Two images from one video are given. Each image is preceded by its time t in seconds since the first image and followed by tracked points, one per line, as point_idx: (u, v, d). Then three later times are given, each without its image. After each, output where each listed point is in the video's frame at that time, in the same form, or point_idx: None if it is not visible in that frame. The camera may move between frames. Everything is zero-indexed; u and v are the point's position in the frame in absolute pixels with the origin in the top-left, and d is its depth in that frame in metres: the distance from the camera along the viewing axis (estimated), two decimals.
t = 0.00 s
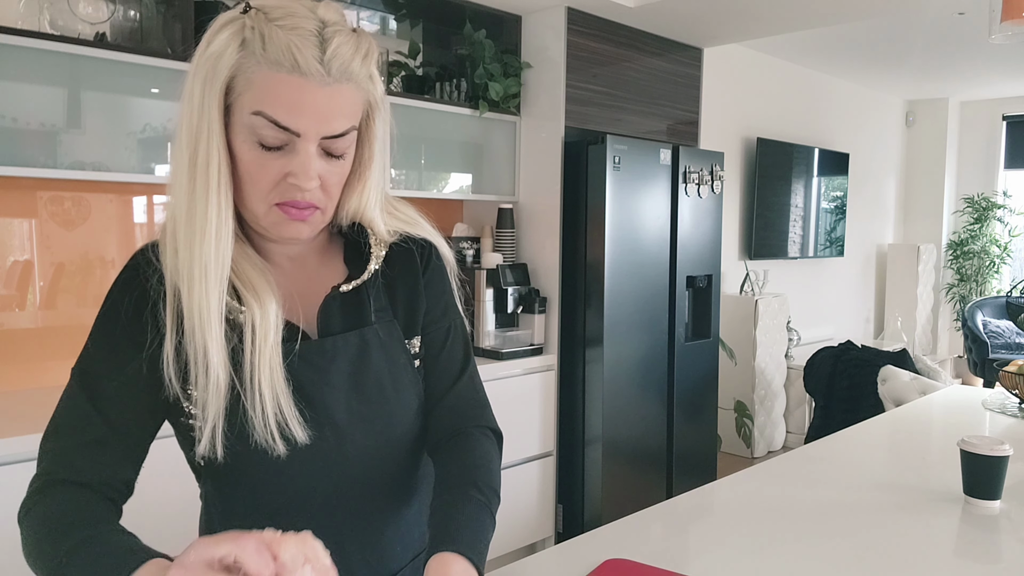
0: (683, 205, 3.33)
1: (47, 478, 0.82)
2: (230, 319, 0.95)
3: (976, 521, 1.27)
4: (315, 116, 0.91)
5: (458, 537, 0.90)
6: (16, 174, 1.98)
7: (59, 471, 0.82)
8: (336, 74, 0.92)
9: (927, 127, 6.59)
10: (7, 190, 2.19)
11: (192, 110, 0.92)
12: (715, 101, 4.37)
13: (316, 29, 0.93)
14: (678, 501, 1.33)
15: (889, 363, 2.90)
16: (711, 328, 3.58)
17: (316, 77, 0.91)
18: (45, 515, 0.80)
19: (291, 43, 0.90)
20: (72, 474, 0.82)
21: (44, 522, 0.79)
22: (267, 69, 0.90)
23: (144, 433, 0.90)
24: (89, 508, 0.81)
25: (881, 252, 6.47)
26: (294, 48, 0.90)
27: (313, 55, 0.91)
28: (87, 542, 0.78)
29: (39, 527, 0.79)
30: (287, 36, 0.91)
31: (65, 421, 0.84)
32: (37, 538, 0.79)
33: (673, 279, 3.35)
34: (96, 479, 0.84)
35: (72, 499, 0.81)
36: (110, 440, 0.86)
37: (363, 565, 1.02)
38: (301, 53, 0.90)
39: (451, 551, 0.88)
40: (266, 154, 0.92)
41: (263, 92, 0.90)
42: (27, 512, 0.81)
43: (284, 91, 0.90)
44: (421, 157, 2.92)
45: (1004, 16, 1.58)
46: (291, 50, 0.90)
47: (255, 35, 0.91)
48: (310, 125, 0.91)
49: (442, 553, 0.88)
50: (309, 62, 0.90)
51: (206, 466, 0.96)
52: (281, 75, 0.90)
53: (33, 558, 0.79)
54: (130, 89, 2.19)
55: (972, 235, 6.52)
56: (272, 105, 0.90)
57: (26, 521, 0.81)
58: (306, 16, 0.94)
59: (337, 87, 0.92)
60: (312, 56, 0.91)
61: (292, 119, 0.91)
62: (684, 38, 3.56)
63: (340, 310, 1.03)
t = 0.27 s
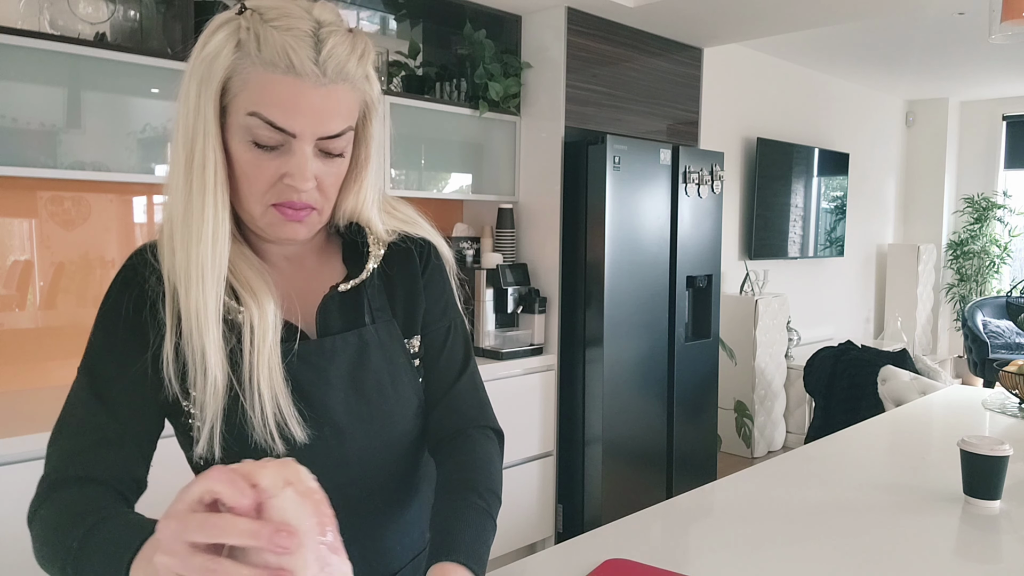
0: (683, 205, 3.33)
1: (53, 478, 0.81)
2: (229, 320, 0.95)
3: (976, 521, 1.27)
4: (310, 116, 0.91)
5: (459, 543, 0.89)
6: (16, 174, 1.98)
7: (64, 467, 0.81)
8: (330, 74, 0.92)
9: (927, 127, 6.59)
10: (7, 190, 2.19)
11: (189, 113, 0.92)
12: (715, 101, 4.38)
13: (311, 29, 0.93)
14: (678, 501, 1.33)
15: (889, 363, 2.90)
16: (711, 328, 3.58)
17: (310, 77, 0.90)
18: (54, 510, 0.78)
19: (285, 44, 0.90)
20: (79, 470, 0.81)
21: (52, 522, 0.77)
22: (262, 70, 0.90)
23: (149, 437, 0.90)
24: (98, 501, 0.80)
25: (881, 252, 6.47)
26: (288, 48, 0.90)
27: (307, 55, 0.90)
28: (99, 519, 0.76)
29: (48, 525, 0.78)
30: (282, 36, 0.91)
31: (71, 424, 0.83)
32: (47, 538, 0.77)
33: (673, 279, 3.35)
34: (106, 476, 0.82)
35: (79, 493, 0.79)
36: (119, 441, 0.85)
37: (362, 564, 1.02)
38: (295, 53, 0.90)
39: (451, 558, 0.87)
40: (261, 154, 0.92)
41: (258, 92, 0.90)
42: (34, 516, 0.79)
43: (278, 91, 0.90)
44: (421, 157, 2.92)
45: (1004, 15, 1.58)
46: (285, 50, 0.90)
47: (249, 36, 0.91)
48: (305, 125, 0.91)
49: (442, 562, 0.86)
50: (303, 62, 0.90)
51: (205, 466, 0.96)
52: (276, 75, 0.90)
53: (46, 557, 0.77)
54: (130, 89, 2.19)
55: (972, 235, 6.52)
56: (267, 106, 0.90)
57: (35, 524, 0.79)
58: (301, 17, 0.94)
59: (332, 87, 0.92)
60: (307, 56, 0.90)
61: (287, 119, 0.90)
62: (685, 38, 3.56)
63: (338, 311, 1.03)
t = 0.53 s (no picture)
0: (683, 205, 3.33)
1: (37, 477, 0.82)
2: (235, 318, 0.96)
3: (976, 521, 1.28)
4: (314, 115, 0.91)
5: (469, 527, 0.92)
6: (17, 174, 1.98)
7: (51, 468, 0.82)
8: (335, 74, 0.92)
9: (927, 127, 6.59)
10: (8, 190, 2.19)
11: (193, 112, 0.92)
12: (715, 101, 4.38)
13: (315, 29, 0.93)
14: (679, 501, 1.33)
15: (889, 363, 2.91)
16: (711, 328, 3.58)
17: (315, 77, 0.91)
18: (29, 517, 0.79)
19: (290, 44, 0.91)
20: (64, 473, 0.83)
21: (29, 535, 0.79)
22: (267, 69, 0.91)
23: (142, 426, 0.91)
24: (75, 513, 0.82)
25: (881, 252, 6.47)
26: (293, 48, 0.90)
27: (312, 55, 0.91)
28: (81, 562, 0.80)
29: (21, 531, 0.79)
30: (287, 36, 0.91)
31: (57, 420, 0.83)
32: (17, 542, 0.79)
33: (673, 279, 3.35)
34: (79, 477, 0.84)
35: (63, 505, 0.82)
36: (108, 439, 0.86)
37: (367, 564, 1.02)
38: (300, 53, 0.90)
39: (461, 540, 0.91)
40: (266, 154, 0.92)
41: (263, 92, 0.90)
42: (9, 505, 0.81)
43: (283, 91, 0.90)
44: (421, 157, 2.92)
45: (1003, 16, 1.59)
46: (290, 50, 0.90)
47: (254, 35, 0.91)
48: (310, 125, 0.92)
49: (454, 541, 0.91)
50: (308, 62, 0.91)
51: (208, 465, 0.96)
52: (280, 75, 0.90)
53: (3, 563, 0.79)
54: (130, 89, 2.19)
55: (972, 234, 6.52)
56: (273, 106, 0.90)
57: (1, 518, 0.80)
58: (306, 16, 0.94)
59: (337, 87, 0.93)
60: (311, 56, 0.91)
61: (292, 120, 0.91)
62: (685, 38, 3.56)
63: (345, 310, 1.03)
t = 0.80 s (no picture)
0: (683, 205, 3.33)
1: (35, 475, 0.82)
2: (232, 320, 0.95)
3: (976, 521, 1.27)
4: (308, 121, 0.91)
5: (466, 510, 0.94)
6: (16, 174, 1.98)
7: (55, 467, 0.82)
8: (329, 79, 0.92)
9: (927, 127, 6.59)
10: (7, 190, 2.19)
11: (189, 116, 0.92)
12: (715, 101, 4.38)
13: (309, 33, 0.93)
14: (678, 501, 1.33)
15: (889, 363, 2.90)
16: (711, 328, 3.58)
17: (308, 82, 0.91)
18: (37, 510, 0.80)
19: (284, 48, 0.90)
20: (67, 470, 0.83)
21: (34, 528, 0.79)
22: (261, 74, 0.90)
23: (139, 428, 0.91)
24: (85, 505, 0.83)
25: (881, 252, 6.47)
26: (286, 52, 0.90)
27: (305, 60, 0.90)
28: (81, 551, 0.79)
29: (30, 524, 0.79)
30: (281, 40, 0.91)
31: (56, 423, 0.83)
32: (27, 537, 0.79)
33: (673, 279, 3.35)
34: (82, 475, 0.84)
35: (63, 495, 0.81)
36: (105, 439, 0.86)
37: (364, 566, 1.01)
38: (294, 58, 0.90)
39: (451, 522, 0.93)
40: (260, 159, 0.92)
41: (257, 97, 0.90)
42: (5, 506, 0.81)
43: (277, 96, 0.90)
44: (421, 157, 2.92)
45: (1004, 15, 1.58)
46: (284, 55, 0.90)
47: (248, 39, 0.91)
48: (304, 130, 0.91)
49: (445, 523, 0.93)
50: (302, 67, 0.90)
51: (208, 466, 0.96)
52: (274, 80, 0.90)
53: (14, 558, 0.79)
54: (129, 89, 2.19)
55: (972, 234, 6.52)
56: (267, 111, 0.90)
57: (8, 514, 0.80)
58: (300, 19, 0.94)
59: (331, 92, 0.92)
60: (305, 61, 0.90)
61: (286, 125, 0.91)
62: (685, 38, 3.56)
63: (343, 312, 1.03)
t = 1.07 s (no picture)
0: (683, 205, 3.33)
1: (104, 492, 0.83)
2: (234, 316, 0.95)
3: (976, 521, 1.27)
4: (303, 118, 0.91)
5: (442, 523, 0.93)
6: (17, 173, 1.98)
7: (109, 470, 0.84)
8: (323, 76, 0.92)
9: (927, 127, 6.59)
10: (8, 190, 2.19)
11: (185, 117, 0.92)
12: (715, 101, 4.38)
13: (303, 31, 0.93)
14: (678, 501, 1.33)
15: (889, 363, 2.90)
16: (711, 328, 3.58)
17: (303, 80, 0.91)
18: (109, 519, 0.82)
19: (277, 47, 0.90)
20: (121, 472, 0.84)
21: (111, 534, 0.81)
22: (254, 72, 0.90)
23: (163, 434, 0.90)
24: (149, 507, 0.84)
25: (881, 252, 6.47)
26: (280, 51, 0.90)
27: (299, 58, 0.91)
28: (150, 550, 0.81)
29: (104, 533, 0.82)
30: (274, 39, 0.91)
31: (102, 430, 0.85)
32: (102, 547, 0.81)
33: (673, 279, 3.35)
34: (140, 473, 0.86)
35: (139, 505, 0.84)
36: (127, 438, 0.85)
37: (364, 564, 1.02)
38: (288, 56, 0.90)
39: (419, 531, 0.92)
40: (257, 158, 0.92)
41: (252, 96, 0.90)
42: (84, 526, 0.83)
43: (272, 95, 0.90)
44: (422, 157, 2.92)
45: (1004, 15, 1.58)
46: (277, 53, 0.90)
47: (241, 38, 0.91)
48: (300, 128, 0.92)
49: (412, 532, 0.92)
50: (296, 65, 0.90)
51: (205, 465, 0.95)
52: (268, 79, 0.90)
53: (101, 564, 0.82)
54: (129, 89, 2.19)
55: (972, 234, 6.52)
56: (262, 110, 0.90)
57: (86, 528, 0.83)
58: (294, 17, 0.94)
59: (326, 89, 0.92)
60: (298, 59, 0.91)
61: (282, 124, 0.91)
62: (685, 38, 3.56)
63: (342, 311, 1.03)
